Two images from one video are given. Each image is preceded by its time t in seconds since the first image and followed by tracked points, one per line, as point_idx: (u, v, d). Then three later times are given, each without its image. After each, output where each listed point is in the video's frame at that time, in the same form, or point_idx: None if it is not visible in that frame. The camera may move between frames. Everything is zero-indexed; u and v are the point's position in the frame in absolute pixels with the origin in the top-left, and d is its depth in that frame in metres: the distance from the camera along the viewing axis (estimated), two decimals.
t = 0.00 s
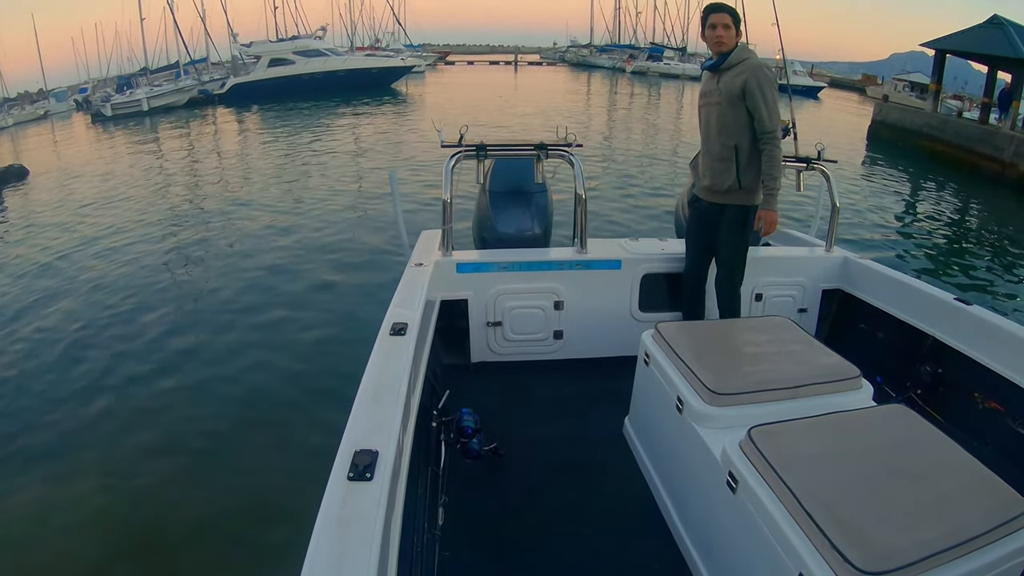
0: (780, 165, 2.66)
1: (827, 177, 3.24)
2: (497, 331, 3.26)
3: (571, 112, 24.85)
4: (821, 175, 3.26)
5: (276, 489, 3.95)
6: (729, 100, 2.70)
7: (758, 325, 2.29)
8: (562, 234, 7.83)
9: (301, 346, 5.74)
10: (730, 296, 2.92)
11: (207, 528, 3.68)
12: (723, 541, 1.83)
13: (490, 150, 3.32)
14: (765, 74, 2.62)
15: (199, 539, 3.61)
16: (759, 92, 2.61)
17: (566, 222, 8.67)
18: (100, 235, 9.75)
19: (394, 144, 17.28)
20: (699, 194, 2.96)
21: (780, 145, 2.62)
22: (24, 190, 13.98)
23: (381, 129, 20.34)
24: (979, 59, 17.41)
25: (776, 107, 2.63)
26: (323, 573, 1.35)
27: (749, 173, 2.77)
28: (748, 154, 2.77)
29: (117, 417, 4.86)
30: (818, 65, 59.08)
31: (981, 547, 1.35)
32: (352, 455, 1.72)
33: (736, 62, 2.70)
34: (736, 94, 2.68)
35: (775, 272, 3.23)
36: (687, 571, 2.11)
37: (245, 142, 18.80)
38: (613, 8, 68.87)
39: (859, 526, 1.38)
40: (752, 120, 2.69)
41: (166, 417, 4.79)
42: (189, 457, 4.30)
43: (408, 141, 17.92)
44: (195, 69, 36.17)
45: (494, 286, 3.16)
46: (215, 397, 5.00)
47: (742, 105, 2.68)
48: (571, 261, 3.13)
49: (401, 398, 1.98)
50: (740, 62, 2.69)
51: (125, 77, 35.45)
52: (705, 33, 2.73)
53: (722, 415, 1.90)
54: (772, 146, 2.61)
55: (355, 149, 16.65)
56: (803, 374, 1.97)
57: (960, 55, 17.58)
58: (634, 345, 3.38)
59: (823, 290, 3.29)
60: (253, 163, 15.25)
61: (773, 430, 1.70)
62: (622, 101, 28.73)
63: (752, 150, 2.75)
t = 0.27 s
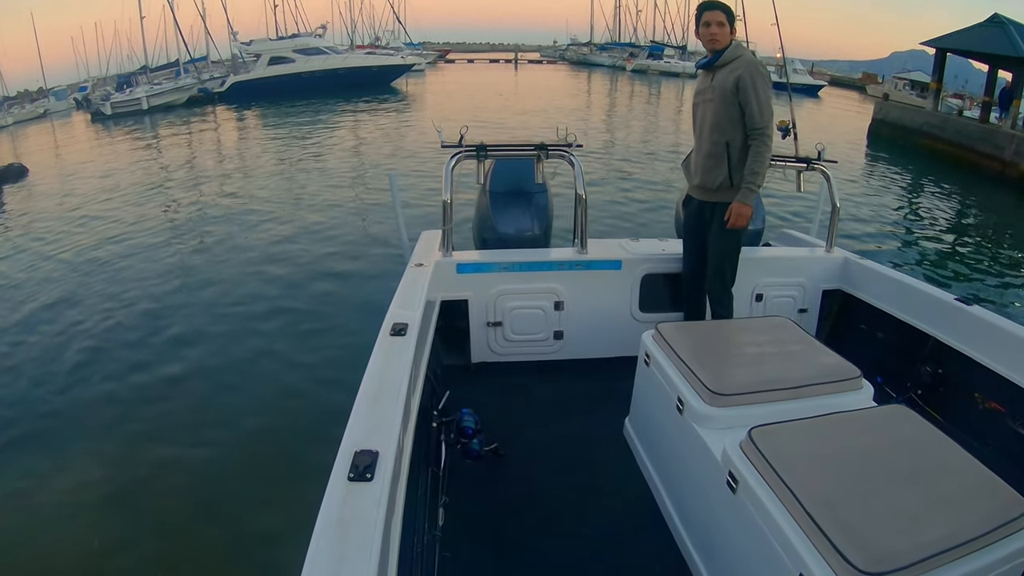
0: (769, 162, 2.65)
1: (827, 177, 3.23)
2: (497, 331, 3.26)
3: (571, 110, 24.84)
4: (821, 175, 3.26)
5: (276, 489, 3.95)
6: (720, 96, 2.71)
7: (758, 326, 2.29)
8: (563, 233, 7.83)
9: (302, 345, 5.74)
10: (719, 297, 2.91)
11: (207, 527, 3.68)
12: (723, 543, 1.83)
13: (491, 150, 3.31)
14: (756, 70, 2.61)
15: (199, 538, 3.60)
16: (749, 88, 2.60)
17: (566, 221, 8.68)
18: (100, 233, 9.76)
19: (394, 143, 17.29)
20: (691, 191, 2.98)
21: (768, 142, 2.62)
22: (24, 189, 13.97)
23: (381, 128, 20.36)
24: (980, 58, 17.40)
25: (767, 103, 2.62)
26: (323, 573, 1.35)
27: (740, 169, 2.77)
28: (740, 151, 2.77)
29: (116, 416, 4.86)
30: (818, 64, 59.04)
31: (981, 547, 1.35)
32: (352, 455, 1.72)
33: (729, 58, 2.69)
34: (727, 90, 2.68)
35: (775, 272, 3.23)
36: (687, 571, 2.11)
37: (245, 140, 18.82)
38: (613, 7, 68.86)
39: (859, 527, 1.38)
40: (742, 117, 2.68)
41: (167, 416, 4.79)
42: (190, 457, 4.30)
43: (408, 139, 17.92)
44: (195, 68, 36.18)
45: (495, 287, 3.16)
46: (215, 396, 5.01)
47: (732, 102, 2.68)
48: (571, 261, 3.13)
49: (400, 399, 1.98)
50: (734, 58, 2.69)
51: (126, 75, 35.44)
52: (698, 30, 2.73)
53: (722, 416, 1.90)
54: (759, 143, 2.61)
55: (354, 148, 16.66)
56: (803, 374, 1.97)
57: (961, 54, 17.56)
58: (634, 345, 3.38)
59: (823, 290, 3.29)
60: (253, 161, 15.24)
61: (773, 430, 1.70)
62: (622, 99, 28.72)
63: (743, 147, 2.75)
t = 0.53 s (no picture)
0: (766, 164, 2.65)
1: (827, 178, 3.23)
2: (497, 332, 3.27)
3: (571, 109, 24.84)
4: (821, 176, 3.25)
5: (277, 488, 3.95)
6: (718, 98, 2.71)
7: (757, 326, 2.29)
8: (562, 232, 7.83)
9: (302, 344, 5.74)
10: (716, 301, 2.90)
11: (208, 527, 3.68)
12: (723, 544, 1.83)
13: (491, 151, 3.31)
14: (753, 71, 2.60)
15: (199, 538, 3.61)
16: (745, 90, 2.60)
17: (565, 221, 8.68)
18: (100, 232, 9.77)
19: (394, 141, 17.29)
20: (689, 193, 2.98)
21: (764, 144, 2.62)
22: (24, 188, 13.97)
23: (381, 127, 20.36)
24: (980, 57, 17.38)
25: (764, 105, 2.61)
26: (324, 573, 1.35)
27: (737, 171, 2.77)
28: (737, 153, 2.77)
29: (116, 415, 4.87)
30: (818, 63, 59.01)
31: (981, 548, 1.35)
32: (352, 455, 1.72)
33: (726, 60, 2.69)
34: (724, 93, 2.68)
35: (775, 273, 3.23)
36: (687, 572, 2.11)
37: (245, 139, 18.83)
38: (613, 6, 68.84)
39: (858, 528, 1.38)
40: (739, 119, 2.68)
41: (167, 416, 4.79)
42: (190, 457, 4.30)
43: (408, 138, 17.93)
44: (195, 66, 36.18)
45: (495, 287, 3.16)
46: (215, 395, 5.01)
47: (729, 104, 2.68)
48: (571, 262, 3.13)
49: (400, 400, 1.98)
50: (731, 60, 2.68)
51: (126, 74, 35.45)
52: (695, 33, 2.73)
53: (722, 417, 1.90)
54: (756, 145, 2.61)
55: (354, 147, 16.66)
56: (802, 375, 1.97)
57: (961, 53, 17.54)
58: (634, 346, 3.38)
59: (823, 290, 3.29)
60: (253, 160, 15.23)
61: (773, 431, 1.70)
62: (622, 98, 28.71)
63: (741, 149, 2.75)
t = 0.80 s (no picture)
0: (760, 162, 2.63)
1: (826, 178, 3.22)
2: (497, 331, 3.26)
3: (571, 108, 24.82)
4: (821, 175, 3.25)
5: (277, 487, 3.94)
6: (709, 99, 2.72)
7: (757, 326, 2.29)
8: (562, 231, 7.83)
9: (301, 343, 5.74)
10: (716, 301, 2.90)
11: (207, 526, 3.67)
12: (723, 544, 1.83)
13: (491, 150, 3.31)
14: (743, 70, 2.59)
15: (199, 538, 3.59)
16: (735, 89, 2.59)
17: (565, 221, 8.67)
18: (100, 231, 9.76)
19: (394, 140, 17.28)
20: (689, 193, 3.00)
21: (757, 142, 2.60)
22: (23, 187, 13.96)
23: (381, 125, 20.35)
24: (981, 56, 17.37)
25: (755, 103, 2.60)
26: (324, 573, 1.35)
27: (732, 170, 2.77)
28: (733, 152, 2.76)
29: (116, 414, 4.87)
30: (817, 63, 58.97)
31: (981, 547, 1.35)
32: (352, 455, 1.72)
33: (718, 61, 2.70)
34: (715, 93, 2.68)
35: (775, 273, 3.23)
36: (687, 572, 2.11)
37: (245, 138, 18.81)
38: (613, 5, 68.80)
39: (859, 528, 1.38)
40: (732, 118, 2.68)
41: (166, 414, 4.79)
42: (190, 456, 4.29)
43: (408, 137, 17.92)
44: (195, 65, 36.13)
45: (494, 287, 3.16)
46: (214, 394, 5.01)
47: (721, 104, 2.68)
48: (571, 262, 3.13)
49: (400, 399, 1.98)
50: (722, 60, 2.69)
51: (126, 72, 35.44)
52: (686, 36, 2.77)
53: (722, 417, 1.90)
54: (747, 144, 2.60)
55: (354, 145, 16.65)
56: (803, 376, 1.96)
57: (962, 52, 17.52)
58: (634, 346, 3.38)
59: (823, 290, 3.29)
60: (253, 159, 15.22)
61: (774, 431, 1.70)
62: (622, 97, 28.71)
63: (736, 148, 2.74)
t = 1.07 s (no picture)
0: (753, 158, 2.63)
1: (827, 177, 3.22)
2: (497, 330, 3.27)
3: (571, 106, 24.81)
4: (821, 174, 3.24)
5: (277, 486, 3.95)
6: (702, 97, 2.73)
7: (757, 325, 2.29)
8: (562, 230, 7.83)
9: (301, 341, 5.74)
10: (714, 298, 2.90)
11: (207, 525, 3.67)
12: (723, 543, 1.83)
13: (491, 149, 3.31)
14: (734, 67, 2.59)
15: (198, 537, 3.59)
16: (725, 87, 2.59)
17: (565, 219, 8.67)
18: (100, 229, 9.76)
19: (394, 139, 17.28)
20: (688, 191, 3.01)
21: (748, 138, 2.59)
22: (23, 185, 13.94)
23: (381, 124, 20.35)
24: (981, 55, 17.36)
25: (746, 100, 2.59)
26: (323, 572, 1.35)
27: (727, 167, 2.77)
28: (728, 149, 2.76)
29: (116, 412, 4.87)
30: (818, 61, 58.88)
31: (981, 547, 1.35)
32: (352, 454, 1.72)
33: (710, 59, 2.71)
34: (708, 91, 2.69)
35: (775, 272, 3.23)
36: (687, 570, 2.12)
37: (245, 136, 18.81)
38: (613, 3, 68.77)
39: (858, 527, 1.38)
40: (724, 115, 2.68)
41: (166, 413, 4.79)
42: (190, 455, 4.29)
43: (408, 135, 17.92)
44: (195, 63, 36.11)
45: (495, 286, 3.15)
46: (214, 392, 5.01)
47: (714, 102, 2.68)
48: (571, 261, 3.13)
49: (400, 398, 1.98)
50: (714, 58, 2.69)
51: (125, 71, 35.42)
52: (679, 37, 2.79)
53: (722, 415, 1.90)
54: (739, 140, 2.60)
55: (354, 144, 16.64)
56: (803, 374, 1.97)
57: (962, 51, 17.51)
58: (633, 345, 3.38)
59: (823, 289, 3.29)
60: (253, 157, 15.22)
61: (774, 429, 1.70)
62: (622, 96, 28.68)
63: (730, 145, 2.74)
